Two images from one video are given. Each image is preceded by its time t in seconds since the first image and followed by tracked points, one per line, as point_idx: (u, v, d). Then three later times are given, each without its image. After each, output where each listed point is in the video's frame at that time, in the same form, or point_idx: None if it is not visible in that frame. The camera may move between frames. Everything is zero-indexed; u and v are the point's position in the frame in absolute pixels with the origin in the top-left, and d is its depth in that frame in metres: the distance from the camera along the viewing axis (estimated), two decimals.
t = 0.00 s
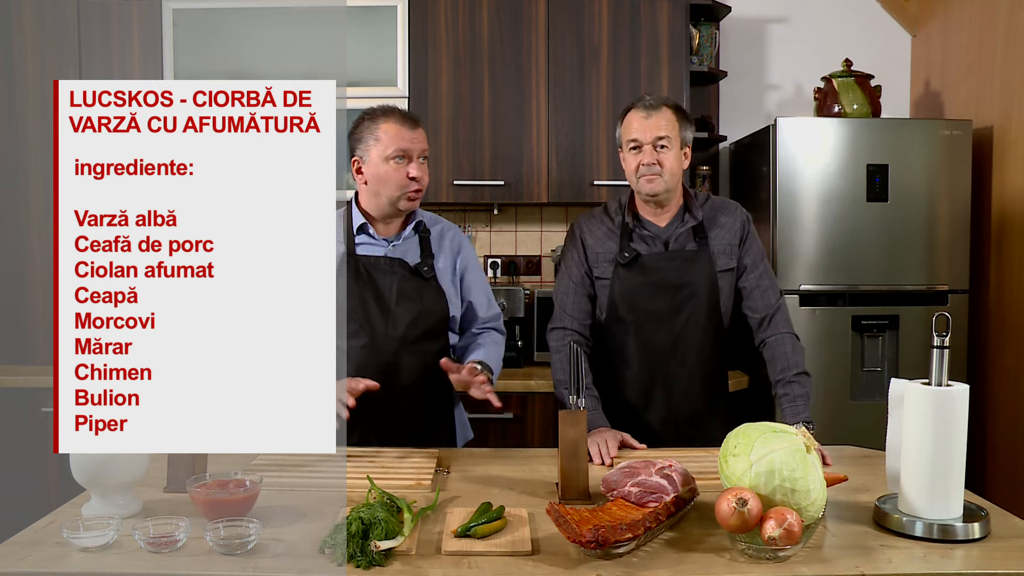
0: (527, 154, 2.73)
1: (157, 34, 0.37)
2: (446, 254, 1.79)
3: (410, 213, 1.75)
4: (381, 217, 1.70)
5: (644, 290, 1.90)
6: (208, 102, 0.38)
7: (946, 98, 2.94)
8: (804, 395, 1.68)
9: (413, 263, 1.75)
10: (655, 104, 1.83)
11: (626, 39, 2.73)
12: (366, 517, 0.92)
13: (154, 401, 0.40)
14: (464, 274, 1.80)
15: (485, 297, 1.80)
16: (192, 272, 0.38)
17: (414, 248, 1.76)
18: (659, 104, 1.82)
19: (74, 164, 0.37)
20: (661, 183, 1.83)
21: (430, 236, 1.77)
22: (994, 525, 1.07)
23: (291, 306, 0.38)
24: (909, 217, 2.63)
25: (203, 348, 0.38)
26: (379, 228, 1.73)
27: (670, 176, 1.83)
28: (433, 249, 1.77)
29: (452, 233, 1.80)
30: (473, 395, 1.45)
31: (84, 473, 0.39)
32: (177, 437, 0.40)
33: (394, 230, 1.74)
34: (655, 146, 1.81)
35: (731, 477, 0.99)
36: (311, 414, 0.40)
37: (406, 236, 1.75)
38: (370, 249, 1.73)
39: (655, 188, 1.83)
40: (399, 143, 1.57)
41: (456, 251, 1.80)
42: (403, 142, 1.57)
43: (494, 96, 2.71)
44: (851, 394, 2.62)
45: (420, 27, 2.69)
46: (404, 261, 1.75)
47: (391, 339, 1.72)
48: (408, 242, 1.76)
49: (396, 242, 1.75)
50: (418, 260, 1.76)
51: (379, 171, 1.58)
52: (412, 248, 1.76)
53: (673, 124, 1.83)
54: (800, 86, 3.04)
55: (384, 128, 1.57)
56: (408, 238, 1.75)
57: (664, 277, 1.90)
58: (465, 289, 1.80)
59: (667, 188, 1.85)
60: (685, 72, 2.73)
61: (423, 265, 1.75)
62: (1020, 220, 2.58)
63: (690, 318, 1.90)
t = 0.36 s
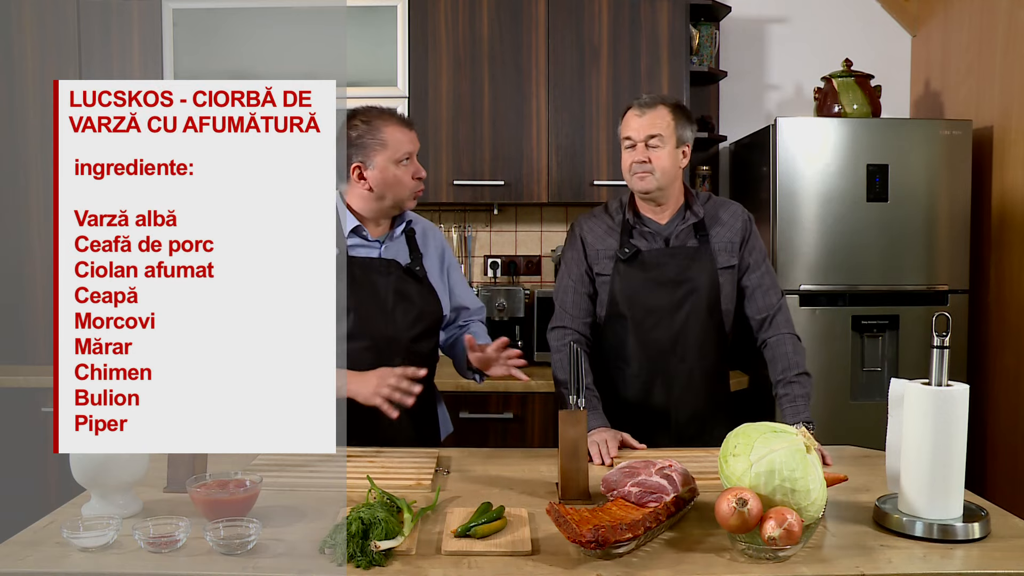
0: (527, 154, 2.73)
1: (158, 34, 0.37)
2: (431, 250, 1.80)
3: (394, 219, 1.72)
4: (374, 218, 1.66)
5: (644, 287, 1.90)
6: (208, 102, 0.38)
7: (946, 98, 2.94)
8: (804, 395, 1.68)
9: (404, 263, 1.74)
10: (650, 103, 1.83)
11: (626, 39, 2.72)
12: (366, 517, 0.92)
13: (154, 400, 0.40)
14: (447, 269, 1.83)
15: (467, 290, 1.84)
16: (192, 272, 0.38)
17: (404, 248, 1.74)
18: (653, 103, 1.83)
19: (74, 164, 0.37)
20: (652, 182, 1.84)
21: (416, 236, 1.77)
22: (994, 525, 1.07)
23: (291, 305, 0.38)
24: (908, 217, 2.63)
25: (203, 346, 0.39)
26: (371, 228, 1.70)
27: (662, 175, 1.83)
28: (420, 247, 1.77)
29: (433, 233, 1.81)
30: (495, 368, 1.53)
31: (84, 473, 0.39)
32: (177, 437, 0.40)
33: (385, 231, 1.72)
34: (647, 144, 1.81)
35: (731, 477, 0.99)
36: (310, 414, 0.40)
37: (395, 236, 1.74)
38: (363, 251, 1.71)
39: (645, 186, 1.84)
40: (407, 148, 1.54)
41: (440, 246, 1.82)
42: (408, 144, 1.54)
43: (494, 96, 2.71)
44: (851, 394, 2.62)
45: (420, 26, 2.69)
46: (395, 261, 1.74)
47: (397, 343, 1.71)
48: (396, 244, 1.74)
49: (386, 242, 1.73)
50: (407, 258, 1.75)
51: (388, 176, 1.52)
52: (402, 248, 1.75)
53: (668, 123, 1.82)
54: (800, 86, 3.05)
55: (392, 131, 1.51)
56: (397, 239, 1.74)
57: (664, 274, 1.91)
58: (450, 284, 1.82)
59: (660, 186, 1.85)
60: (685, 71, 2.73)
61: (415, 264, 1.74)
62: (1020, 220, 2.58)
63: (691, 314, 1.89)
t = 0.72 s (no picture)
0: (527, 154, 2.73)
1: (158, 34, 0.37)
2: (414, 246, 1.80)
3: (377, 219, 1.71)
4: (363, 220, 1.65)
5: (649, 283, 1.90)
6: (208, 102, 0.38)
7: (946, 98, 2.94)
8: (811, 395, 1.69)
9: (389, 262, 1.73)
10: (645, 105, 1.89)
11: (626, 39, 2.73)
12: (366, 517, 0.92)
13: (154, 401, 0.40)
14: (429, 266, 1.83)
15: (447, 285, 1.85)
16: (192, 272, 0.38)
17: (389, 248, 1.73)
18: (647, 105, 1.88)
19: (74, 164, 0.37)
20: (644, 182, 1.86)
21: (398, 235, 1.76)
22: (994, 525, 1.07)
23: (291, 304, 0.38)
24: (908, 217, 2.63)
25: (203, 346, 0.39)
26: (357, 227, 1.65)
27: (654, 176, 1.85)
28: (403, 246, 1.77)
29: (414, 231, 1.80)
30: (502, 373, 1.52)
31: (84, 473, 0.39)
32: (177, 437, 0.40)
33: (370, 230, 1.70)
34: (637, 146, 1.87)
35: (731, 477, 0.99)
36: (310, 415, 0.40)
37: (380, 235, 1.72)
38: (353, 252, 1.70)
39: (638, 186, 1.87)
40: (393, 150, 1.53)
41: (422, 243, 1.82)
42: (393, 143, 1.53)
43: (494, 96, 2.71)
44: (851, 394, 2.61)
45: (420, 26, 2.69)
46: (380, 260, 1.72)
47: (385, 347, 1.71)
48: (380, 244, 1.73)
49: (371, 242, 1.72)
50: (391, 257, 1.73)
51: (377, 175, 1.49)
52: (387, 247, 1.74)
53: (660, 125, 1.85)
54: (800, 86, 3.05)
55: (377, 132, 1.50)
56: (381, 238, 1.73)
57: (671, 270, 1.90)
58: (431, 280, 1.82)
59: (654, 187, 1.87)
60: (685, 71, 2.73)
61: (400, 263, 1.74)
62: (1019, 219, 2.58)
63: (695, 311, 1.88)
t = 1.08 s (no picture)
0: (527, 154, 2.73)
1: (157, 34, 0.37)
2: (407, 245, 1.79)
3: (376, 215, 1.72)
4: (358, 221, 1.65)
5: (671, 282, 1.85)
6: (208, 102, 0.38)
7: (946, 98, 2.94)
8: (819, 397, 1.68)
9: (387, 259, 1.74)
10: (671, 104, 1.94)
11: (626, 39, 2.73)
12: (366, 517, 0.92)
13: (154, 400, 0.40)
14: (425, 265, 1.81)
15: (443, 284, 1.82)
16: (192, 272, 0.38)
17: (385, 246, 1.74)
18: (672, 104, 1.94)
19: (74, 164, 0.37)
20: (666, 179, 1.89)
21: (395, 234, 1.77)
22: (993, 525, 1.07)
23: (290, 304, 0.38)
24: (909, 217, 2.63)
25: (204, 345, 0.39)
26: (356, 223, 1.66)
27: (675, 172, 1.87)
28: (400, 245, 1.77)
29: (410, 229, 1.80)
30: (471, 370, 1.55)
31: (84, 473, 0.39)
32: (177, 436, 0.40)
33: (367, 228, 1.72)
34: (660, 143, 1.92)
35: (731, 477, 0.99)
36: (310, 415, 0.40)
37: (377, 233, 1.74)
38: (350, 250, 1.72)
39: (659, 184, 1.90)
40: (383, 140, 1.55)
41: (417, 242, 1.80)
42: (383, 133, 1.55)
43: (494, 96, 2.71)
44: (851, 394, 2.61)
45: (420, 26, 2.69)
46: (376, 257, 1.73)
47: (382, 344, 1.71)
48: (377, 241, 1.74)
49: (368, 240, 1.73)
50: (387, 254, 1.74)
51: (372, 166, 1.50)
52: (384, 245, 1.75)
53: (682, 123, 1.89)
54: (800, 86, 3.04)
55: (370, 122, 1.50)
56: (378, 236, 1.74)
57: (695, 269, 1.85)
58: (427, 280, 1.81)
59: (675, 184, 1.88)
60: (685, 72, 2.73)
61: (397, 262, 1.75)
62: (1019, 218, 2.58)
63: (716, 311, 1.83)
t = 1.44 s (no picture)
0: (527, 154, 2.73)
1: (157, 34, 0.37)
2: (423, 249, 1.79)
3: (388, 218, 1.74)
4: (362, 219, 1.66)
5: (688, 285, 1.83)
6: (207, 102, 0.38)
7: (946, 98, 2.94)
8: (825, 399, 1.65)
9: (398, 263, 1.74)
10: (680, 111, 1.86)
11: (626, 39, 2.73)
12: (366, 517, 0.92)
13: (154, 400, 0.40)
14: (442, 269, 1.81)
15: (459, 289, 1.81)
16: (193, 272, 0.38)
17: (396, 248, 1.75)
18: (681, 111, 1.85)
19: (74, 164, 0.37)
20: (681, 192, 1.83)
21: (408, 235, 1.77)
22: (993, 525, 1.07)
23: (291, 303, 0.38)
24: (910, 217, 2.63)
25: (205, 345, 0.39)
26: (365, 228, 1.71)
27: (690, 184, 1.82)
28: (413, 248, 1.78)
29: (427, 232, 1.81)
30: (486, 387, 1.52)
31: (84, 473, 0.39)
32: (177, 437, 0.40)
33: (377, 230, 1.73)
34: (672, 155, 1.84)
35: (731, 477, 0.99)
36: (311, 415, 0.40)
37: (388, 236, 1.75)
38: (357, 251, 1.72)
39: (675, 197, 1.84)
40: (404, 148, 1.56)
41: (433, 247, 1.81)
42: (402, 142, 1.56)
43: (494, 96, 2.71)
44: (851, 394, 2.61)
45: (420, 26, 2.69)
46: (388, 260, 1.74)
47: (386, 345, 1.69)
48: (389, 243, 1.74)
49: (378, 243, 1.74)
50: (399, 258, 1.75)
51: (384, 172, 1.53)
52: (395, 247, 1.75)
53: (694, 134, 1.82)
54: (800, 86, 3.05)
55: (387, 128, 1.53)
56: (390, 239, 1.75)
57: (711, 273, 1.82)
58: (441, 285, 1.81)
59: (691, 196, 1.83)
60: (685, 72, 2.73)
61: (408, 265, 1.74)
62: (1020, 218, 2.58)
63: (733, 315, 1.81)
